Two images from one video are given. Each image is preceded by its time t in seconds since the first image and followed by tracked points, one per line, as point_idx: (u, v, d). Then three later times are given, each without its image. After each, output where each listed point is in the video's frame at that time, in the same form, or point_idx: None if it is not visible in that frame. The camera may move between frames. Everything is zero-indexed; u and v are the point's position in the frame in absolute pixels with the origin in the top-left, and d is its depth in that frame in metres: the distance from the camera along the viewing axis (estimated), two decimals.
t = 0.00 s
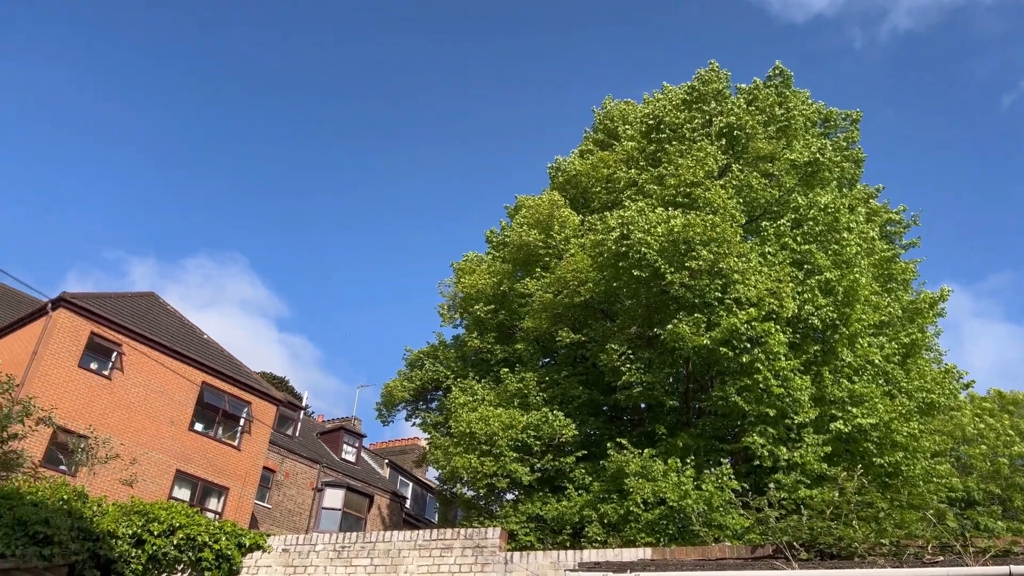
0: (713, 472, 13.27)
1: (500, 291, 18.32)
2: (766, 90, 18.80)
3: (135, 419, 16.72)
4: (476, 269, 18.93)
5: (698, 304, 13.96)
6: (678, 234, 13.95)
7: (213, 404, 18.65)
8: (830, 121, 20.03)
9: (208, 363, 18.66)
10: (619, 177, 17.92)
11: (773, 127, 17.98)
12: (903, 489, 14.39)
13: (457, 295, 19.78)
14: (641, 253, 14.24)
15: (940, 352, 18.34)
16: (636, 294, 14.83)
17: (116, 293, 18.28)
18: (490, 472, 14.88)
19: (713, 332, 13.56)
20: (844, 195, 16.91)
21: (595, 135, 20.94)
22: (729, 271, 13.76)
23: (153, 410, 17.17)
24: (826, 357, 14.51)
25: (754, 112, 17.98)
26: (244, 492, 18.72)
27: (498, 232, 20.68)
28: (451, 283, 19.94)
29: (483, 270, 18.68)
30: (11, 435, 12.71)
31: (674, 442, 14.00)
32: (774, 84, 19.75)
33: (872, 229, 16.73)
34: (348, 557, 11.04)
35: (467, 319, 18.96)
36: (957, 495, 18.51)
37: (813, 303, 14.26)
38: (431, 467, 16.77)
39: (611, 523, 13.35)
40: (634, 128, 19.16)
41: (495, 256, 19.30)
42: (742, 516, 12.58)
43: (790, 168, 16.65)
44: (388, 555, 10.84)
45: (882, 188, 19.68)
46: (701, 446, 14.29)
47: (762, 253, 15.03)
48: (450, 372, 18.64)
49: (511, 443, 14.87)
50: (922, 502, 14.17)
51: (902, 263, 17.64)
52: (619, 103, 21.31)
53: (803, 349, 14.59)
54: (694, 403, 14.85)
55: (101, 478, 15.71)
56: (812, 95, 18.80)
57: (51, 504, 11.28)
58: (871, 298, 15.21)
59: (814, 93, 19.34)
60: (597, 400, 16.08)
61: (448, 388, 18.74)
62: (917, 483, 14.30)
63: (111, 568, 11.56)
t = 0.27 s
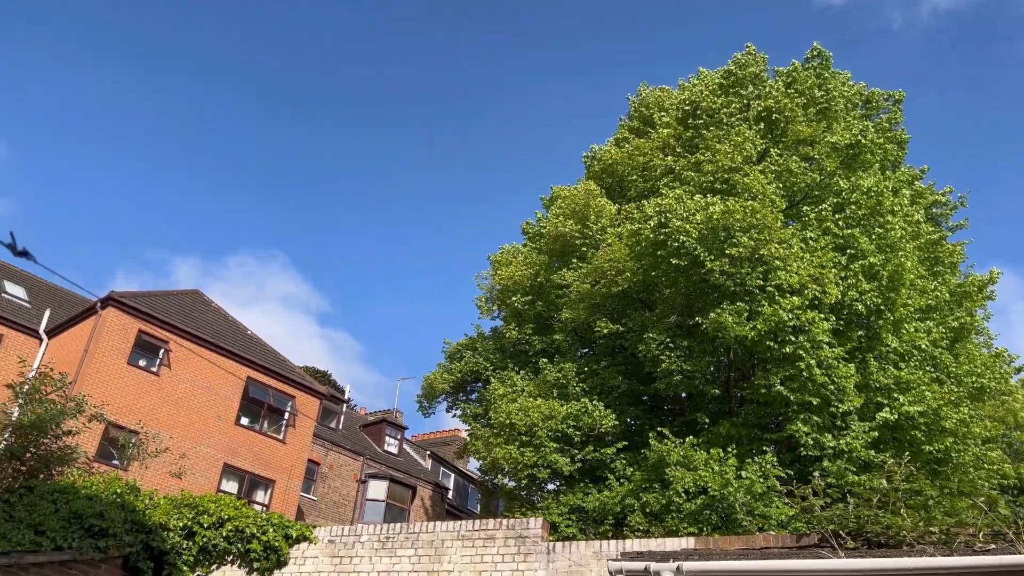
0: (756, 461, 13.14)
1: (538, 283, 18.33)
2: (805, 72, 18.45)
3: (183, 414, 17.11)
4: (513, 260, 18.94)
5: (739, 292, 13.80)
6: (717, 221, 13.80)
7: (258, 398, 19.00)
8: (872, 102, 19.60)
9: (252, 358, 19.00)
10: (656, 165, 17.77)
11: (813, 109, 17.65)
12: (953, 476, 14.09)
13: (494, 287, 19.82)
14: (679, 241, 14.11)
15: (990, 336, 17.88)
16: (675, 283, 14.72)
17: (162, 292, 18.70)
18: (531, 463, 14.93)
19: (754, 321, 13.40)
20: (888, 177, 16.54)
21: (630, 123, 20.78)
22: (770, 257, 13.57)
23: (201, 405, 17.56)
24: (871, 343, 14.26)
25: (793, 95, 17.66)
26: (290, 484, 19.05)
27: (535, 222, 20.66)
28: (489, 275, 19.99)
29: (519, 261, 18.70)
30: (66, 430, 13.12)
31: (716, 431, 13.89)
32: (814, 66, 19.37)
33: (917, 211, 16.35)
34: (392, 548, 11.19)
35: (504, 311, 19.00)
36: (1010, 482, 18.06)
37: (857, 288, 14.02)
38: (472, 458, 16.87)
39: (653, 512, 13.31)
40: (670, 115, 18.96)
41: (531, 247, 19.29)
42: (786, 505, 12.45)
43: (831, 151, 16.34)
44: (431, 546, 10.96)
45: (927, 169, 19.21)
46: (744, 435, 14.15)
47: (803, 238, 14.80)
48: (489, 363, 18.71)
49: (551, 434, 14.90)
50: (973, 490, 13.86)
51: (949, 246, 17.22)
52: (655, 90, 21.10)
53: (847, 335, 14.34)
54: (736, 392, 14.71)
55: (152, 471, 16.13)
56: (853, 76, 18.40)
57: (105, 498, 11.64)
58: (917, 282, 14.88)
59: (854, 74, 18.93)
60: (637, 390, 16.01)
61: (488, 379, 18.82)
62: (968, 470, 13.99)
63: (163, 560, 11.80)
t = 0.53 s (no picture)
0: (795, 441, 13.03)
1: (569, 268, 18.28)
2: (838, 46, 18.08)
3: (223, 405, 17.42)
4: (544, 245, 18.91)
5: (774, 272, 13.64)
6: (750, 200, 13.63)
7: (296, 388, 19.27)
8: (908, 74, 19.15)
9: (289, 349, 19.26)
10: (687, 145, 17.57)
11: (846, 84, 17.31)
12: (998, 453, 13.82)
13: (526, 273, 19.81)
14: (712, 221, 13.96)
15: None
16: (708, 264, 14.59)
17: (199, 285, 19.01)
18: (566, 447, 14.97)
19: (790, 301, 13.23)
20: (925, 151, 16.17)
21: (659, 103, 20.56)
22: (805, 236, 13.38)
23: (240, 396, 17.85)
24: (910, 321, 14.01)
25: (826, 70, 17.31)
26: (330, 472, 19.31)
27: (565, 207, 20.58)
28: (520, 261, 19.98)
29: (550, 246, 18.66)
30: (111, 423, 13.45)
31: (753, 412, 13.77)
32: (846, 39, 18.97)
33: (956, 184, 15.97)
34: (432, 533, 11.31)
35: (537, 296, 18.98)
36: None
37: (895, 265, 13.78)
38: (508, 443, 16.94)
39: (691, 495, 13.27)
40: (699, 93, 18.73)
41: (562, 232, 19.23)
42: (826, 485, 12.33)
43: (866, 126, 16.02)
44: (470, 531, 11.05)
45: (966, 141, 18.75)
46: (782, 415, 14.02)
47: (839, 216, 14.56)
48: (523, 349, 18.74)
49: (586, 418, 14.91)
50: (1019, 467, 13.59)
51: (991, 219, 16.81)
52: (683, 69, 20.83)
53: (886, 313, 14.12)
54: (772, 373, 14.57)
55: (195, 461, 16.46)
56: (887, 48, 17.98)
57: (151, 489, 11.99)
58: (957, 256, 14.56)
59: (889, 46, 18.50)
60: (672, 373, 15.92)
61: (521, 365, 18.85)
62: (1013, 447, 13.71)
63: (209, 548, 12.04)
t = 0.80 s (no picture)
0: (839, 407, 12.90)
1: (604, 241, 18.20)
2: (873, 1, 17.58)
3: (268, 388, 17.76)
4: (578, 219, 18.84)
5: (813, 237, 13.43)
6: (787, 165, 13.41)
7: (338, 369, 19.54)
8: (947, 28, 18.57)
9: (330, 331, 19.51)
10: (719, 111, 17.30)
11: (883, 40, 16.85)
12: None
13: (560, 248, 19.75)
14: (748, 188, 13.78)
15: None
16: (745, 231, 14.41)
17: (240, 272, 19.32)
18: (607, 420, 15.00)
19: (830, 266, 13.04)
20: (968, 106, 15.72)
21: (690, 70, 20.24)
22: (844, 199, 13.14)
23: (284, 378, 18.17)
24: (956, 281, 13.72)
25: (862, 27, 16.86)
26: (375, 451, 19.60)
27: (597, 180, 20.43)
28: (554, 236, 19.94)
29: (584, 220, 18.57)
30: (162, 409, 13.83)
31: (795, 379, 13.64)
32: None
33: (1001, 139, 15.51)
34: (476, 508, 11.45)
35: (572, 271, 18.95)
36: None
37: (938, 225, 13.48)
38: (548, 418, 17.02)
39: (734, 464, 13.23)
40: (731, 58, 18.39)
41: (595, 205, 19.10)
42: (872, 450, 12.20)
43: (905, 83, 15.60)
44: (514, 505, 11.17)
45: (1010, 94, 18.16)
46: (825, 382, 13.87)
47: (878, 177, 14.25)
48: (560, 324, 18.75)
49: (626, 390, 14.92)
50: None
51: None
52: (714, 33, 20.45)
53: (930, 274, 13.84)
54: (814, 340, 14.39)
55: (243, 444, 16.83)
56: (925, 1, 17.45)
57: (202, 473, 12.30)
58: (1003, 214, 14.18)
59: None
60: (712, 342, 15.80)
61: (559, 340, 18.87)
62: None
63: (261, 528, 12.36)
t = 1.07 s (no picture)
0: (875, 371, 12.75)
1: (630, 212, 18.08)
2: None
3: (302, 370, 17.98)
4: (603, 191, 18.71)
5: (843, 200, 13.22)
6: (814, 127, 13.18)
7: (370, 349, 19.71)
8: None
9: (360, 312, 19.67)
10: (744, 75, 17.02)
11: None
12: None
13: (586, 221, 19.65)
14: (775, 153, 13.57)
15: None
16: (773, 197, 14.22)
17: (269, 256, 19.50)
18: (638, 391, 14.99)
19: (861, 229, 12.84)
20: (1001, 59, 15.28)
21: (713, 34, 19.90)
22: (874, 159, 12.90)
23: (317, 360, 18.38)
24: (992, 239, 13.44)
25: None
26: (410, 429, 19.81)
27: (621, 151, 20.24)
28: (579, 209, 19.84)
29: (609, 192, 18.43)
30: (199, 394, 14.08)
31: (829, 345, 13.51)
32: None
33: None
34: (512, 482, 11.54)
35: (599, 243, 18.85)
36: None
37: (972, 182, 13.18)
38: (580, 391, 17.04)
39: (769, 431, 13.17)
40: (754, 20, 18.04)
41: (620, 176, 18.94)
42: (910, 414, 12.06)
43: (934, 38, 15.21)
44: (549, 478, 11.25)
45: None
46: (859, 346, 13.71)
47: (909, 135, 13.96)
48: (588, 298, 18.71)
49: (657, 361, 14.89)
50: None
51: None
52: None
53: (965, 233, 13.57)
54: (847, 304, 14.22)
55: (280, 425, 17.10)
56: None
57: (241, 455, 12.47)
58: None
59: None
60: (743, 311, 15.67)
61: (588, 313, 18.82)
62: None
63: (301, 507, 12.55)
